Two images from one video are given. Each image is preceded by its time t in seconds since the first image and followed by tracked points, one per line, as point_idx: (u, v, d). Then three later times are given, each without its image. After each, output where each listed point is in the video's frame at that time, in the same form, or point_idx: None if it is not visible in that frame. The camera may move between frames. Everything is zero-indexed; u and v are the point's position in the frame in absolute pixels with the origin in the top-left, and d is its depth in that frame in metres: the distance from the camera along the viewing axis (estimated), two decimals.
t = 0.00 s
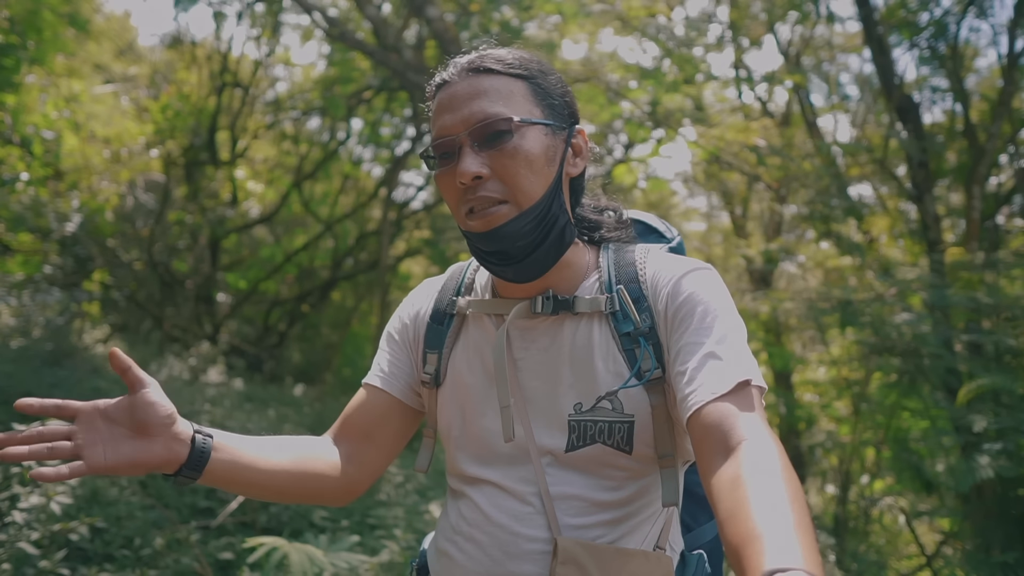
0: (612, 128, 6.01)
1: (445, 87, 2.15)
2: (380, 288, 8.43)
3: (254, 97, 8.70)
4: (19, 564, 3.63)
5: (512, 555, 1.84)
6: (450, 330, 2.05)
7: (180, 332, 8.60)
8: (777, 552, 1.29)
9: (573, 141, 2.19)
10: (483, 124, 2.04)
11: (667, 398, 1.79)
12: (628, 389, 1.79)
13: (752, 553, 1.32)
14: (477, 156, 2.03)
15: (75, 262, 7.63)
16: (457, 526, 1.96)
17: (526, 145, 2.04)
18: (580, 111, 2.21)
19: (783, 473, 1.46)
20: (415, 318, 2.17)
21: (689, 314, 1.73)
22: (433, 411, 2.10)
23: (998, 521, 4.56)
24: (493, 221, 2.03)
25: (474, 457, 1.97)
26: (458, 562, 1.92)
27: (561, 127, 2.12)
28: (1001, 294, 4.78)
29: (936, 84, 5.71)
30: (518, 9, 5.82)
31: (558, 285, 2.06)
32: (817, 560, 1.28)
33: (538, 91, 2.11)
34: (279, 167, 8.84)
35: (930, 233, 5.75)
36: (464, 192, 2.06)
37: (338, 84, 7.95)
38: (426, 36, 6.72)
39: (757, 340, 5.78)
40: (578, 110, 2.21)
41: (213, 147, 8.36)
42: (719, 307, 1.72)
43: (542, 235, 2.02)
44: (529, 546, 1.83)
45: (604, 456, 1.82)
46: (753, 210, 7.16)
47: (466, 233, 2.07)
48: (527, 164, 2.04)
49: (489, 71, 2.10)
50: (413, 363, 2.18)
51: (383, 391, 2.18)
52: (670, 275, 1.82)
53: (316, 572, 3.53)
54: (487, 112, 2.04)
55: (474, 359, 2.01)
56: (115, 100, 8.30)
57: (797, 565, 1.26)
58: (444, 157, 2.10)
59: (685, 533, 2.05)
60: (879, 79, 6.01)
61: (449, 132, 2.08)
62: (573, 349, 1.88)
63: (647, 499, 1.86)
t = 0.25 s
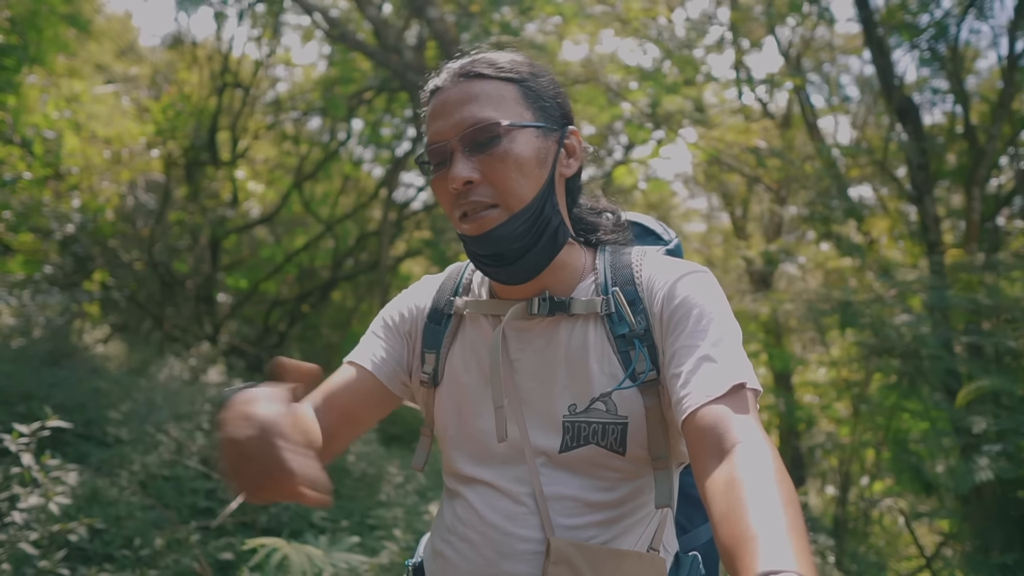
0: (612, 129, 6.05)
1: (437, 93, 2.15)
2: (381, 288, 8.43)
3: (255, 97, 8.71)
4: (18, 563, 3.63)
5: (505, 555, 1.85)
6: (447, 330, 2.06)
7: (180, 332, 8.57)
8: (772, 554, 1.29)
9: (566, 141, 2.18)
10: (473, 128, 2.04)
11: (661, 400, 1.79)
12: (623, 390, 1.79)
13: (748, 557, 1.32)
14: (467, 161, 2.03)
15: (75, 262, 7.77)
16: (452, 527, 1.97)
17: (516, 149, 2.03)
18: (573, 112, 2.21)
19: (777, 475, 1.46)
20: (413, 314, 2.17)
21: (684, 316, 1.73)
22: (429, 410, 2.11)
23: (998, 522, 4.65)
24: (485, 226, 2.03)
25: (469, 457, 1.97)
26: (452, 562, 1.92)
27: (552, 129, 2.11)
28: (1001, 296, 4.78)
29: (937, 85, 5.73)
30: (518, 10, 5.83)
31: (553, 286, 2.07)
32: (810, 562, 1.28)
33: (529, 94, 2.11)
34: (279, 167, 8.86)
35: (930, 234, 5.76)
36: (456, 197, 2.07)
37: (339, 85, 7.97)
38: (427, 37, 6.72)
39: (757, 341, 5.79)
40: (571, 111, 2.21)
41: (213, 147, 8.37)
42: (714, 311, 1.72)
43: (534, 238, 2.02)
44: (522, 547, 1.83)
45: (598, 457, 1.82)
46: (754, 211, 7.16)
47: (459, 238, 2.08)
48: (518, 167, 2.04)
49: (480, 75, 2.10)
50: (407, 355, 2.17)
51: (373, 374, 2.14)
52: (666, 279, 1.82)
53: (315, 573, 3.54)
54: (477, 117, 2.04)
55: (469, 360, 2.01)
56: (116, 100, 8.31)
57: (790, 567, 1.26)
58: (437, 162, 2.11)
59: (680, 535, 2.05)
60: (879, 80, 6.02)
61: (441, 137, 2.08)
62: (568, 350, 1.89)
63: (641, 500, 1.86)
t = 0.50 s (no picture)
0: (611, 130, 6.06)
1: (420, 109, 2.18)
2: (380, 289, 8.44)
3: (255, 98, 8.71)
4: (18, 565, 3.63)
5: (500, 554, 1.85)
6: (446, 332, 2.07)
7: (180, 333, 8.49)
8: (771, 555, 1.30)
9: (550, 143, 2.18)
10: (451, 139, 2.05)
11: (659, 400, 1.79)
12: (620, 391, 1.80)
13: (748, 557, 1.33)
14: (448, 172, 2.05)
15: (74, 263, 7.79)
16: (447, 526, 1.97)
17: (494, 156, 2.04)
18: (556, 114, 2.20)
19: (775, 475, 1.46)
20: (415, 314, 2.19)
21: (680, 318, 1.74)
22: (428, 410, 2.11)
23: (997, 523, 4.65)
24: (471, 235, 2.05)
25: (466, 457, 1.98)
26: (447, 561, 1.93)
27: (532, 134, 2.11)
28: (999, 296, 4.79)
29: (936, 86, 5.74)
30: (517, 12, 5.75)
31: (550, 289, 2.08)
32: (807, 561, 1.29)
33: (506, 101, 2.11)
34: (279, 168, 8.89)
35: (929, 235, 5.79)
36: (442, 208, 2.09)
37: (339, 86, 7.96)
38: (426, 37, 6.73)
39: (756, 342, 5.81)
40: (554, 113, 2.20)
41: (213, 148, 8.37)
42: (710, 312, 1.73)
43: (519, 243, 2.03)
44: (517, 546, 1.84)
45: (594, 457, 1.82)
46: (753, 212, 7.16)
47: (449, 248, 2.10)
48: (497, 174, 2.04)
49: (457, 88, 2.11)
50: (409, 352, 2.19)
51: (377, 364, 2.17)
52: (662, 281, 1.83)
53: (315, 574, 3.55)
54: (455, 128, 2.06)
55: (465, 361, 2.02)
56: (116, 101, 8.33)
57: (788, 567, 1.27)
58: (422, 175, 2.13)
59: (678, 537, 2.05)
60: (878, 81, 6.04)
61: (423, 151, 2.11)
62: (564, 351, 1.89)
63: (637, 501, 1.86)
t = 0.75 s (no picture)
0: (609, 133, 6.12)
1: (446, 99, 2.12)
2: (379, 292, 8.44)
3: (253, 101, 8.73)
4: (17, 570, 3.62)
5: (505, 560, 1.86)
6: (446, 334, 2.07)
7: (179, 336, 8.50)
8: (770, 565, 1.31)
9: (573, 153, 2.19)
10: (486, 140, 2.03)
11: (661, 406, 1.80)
12: (623, 397, 1.80)
13: (747, 566, 1.33)
14: (479, 172, 2.02)
15: (73, 267, 7.72)
16: (451, 532, 1.99)
17: (528, 162, 2.03)
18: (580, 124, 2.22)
19: (776, 484, 1.47)
20: (410, 316, 2.18)
21: (684, 324, 1.75)
22: (427, 413, 2.11)
23: (994, 523, 4.69)
24: (495, 237, 2.03)
25: (469, 462, 1.99)
26: (453, 567, 1.95)
27: (562, 143, 2.12)
28: (996, 298, 4.81)
29: (932, 88, 5.76)
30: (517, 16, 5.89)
31: (555, 293, 2.09)
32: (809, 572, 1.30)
33: (540, 106, 2.10)
34: (278, 171, 8.93)
35: (925, 236, 5.82)
36: (464, 207, 2.06)
37: (336, 89, 8.00)
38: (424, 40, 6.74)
39: (755, 343, 5.83)
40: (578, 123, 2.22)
41: (211, 151, 8.37)
42: (713, 319, 1.73)
43: (541, 250, 2.05)
44: (523, 551, 1.85)
45: (597, 463, 1.83)
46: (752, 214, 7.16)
47: (466, 247, 2.08)
48: (529, 180, 2.04)
49: (492, 85, 2.08)
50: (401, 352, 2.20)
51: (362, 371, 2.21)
52: (665, 287, 1.84)
53: None
54: (490, 128, 2.03)
55: (467, 365, 2.02)
56: (113, 105, 8.31)
57: None
58: (445, 169, 2.09)
59: (679, 538, 2.07)
60: (874, 83, 6.06)
61: (451, 146, 2.07)
62: (567, 356, 1.89)
63: (641, 505, 1.87)
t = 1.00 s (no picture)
0: (606, 135, 6.13)
1: (433, 103, 2.19)
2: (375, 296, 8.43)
3: (249, 105, 8.70)
4: None
5: (496, 563, 1.87)
6: (442, 341, 2.07)
7: (176, 341, 8.59)
8: (775, 562, 1.30)
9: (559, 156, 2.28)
10: (484, 132, 2.09)
11: (654, 407, 1.79)
12: (614, 399, 1.81)
13: (751, 563, 1.33)
14: (480, 163, 2.06)
15: (70, 271, 7.80)
16: (446, 536, 2.00)
17: (525, 153, 2.10)
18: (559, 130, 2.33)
19: (777, 481, 1.47)
20: (409, 328, 2.20)
21: (675, 325, 1.75)
22: (426, 419, 2.11)
23: (992, 524, 4.62)
24: (499, 227, 2.04)
25: (463, 466, 2.00)
26: (446, 570, 1.96)
27: (550, 141, 2.20)
28: (992, 299, 4.82)
29: (927, 90, 5.74)
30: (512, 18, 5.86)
31: (545, 296, 2.08)
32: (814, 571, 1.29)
33: (527, 106, 2.20)
34: (274, 175, 8.85)
35: (921, 238, 5.84)
36: (464, 201, 2.07)
37: (332, 92, 8.00)
38: (420, 44, 6.73)
39: (751, 346, 5.85)
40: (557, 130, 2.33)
41: (208, 155, 8.36)
42: (704, 319, 1.73)
43: (542, 242, 2.06)
44: (513, 555, 1.86)
45: (590, 466, 1.83)
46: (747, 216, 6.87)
47: (468, 242, 2.06)
48: (528, 171, 2.09)
49: (479, 87, 2.18)
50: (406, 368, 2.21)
51: (372, 397, 2.22)
52: (655, 288, 1.84)
53: None
54: (487, 121, 2.10)
55: (461, 370, 2.03)
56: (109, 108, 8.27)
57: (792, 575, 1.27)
58: (441, 166, 2.11)
59: (681, 543, 2.07)
60: (870, 86, 6.07)
61: (447, 142, 2.11)
62: (559, 358, 1.90)
63: (633, 509, 1.86)
